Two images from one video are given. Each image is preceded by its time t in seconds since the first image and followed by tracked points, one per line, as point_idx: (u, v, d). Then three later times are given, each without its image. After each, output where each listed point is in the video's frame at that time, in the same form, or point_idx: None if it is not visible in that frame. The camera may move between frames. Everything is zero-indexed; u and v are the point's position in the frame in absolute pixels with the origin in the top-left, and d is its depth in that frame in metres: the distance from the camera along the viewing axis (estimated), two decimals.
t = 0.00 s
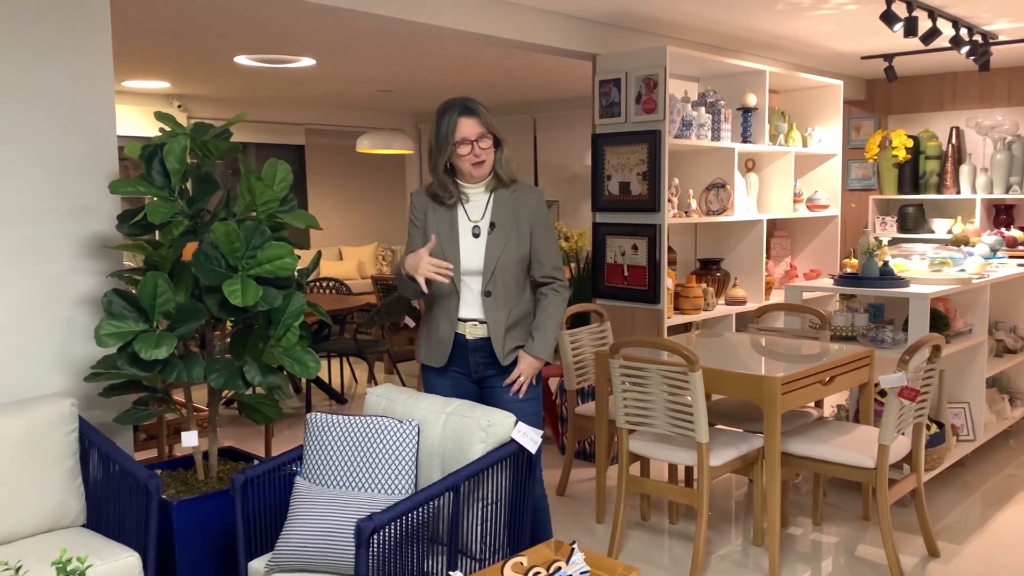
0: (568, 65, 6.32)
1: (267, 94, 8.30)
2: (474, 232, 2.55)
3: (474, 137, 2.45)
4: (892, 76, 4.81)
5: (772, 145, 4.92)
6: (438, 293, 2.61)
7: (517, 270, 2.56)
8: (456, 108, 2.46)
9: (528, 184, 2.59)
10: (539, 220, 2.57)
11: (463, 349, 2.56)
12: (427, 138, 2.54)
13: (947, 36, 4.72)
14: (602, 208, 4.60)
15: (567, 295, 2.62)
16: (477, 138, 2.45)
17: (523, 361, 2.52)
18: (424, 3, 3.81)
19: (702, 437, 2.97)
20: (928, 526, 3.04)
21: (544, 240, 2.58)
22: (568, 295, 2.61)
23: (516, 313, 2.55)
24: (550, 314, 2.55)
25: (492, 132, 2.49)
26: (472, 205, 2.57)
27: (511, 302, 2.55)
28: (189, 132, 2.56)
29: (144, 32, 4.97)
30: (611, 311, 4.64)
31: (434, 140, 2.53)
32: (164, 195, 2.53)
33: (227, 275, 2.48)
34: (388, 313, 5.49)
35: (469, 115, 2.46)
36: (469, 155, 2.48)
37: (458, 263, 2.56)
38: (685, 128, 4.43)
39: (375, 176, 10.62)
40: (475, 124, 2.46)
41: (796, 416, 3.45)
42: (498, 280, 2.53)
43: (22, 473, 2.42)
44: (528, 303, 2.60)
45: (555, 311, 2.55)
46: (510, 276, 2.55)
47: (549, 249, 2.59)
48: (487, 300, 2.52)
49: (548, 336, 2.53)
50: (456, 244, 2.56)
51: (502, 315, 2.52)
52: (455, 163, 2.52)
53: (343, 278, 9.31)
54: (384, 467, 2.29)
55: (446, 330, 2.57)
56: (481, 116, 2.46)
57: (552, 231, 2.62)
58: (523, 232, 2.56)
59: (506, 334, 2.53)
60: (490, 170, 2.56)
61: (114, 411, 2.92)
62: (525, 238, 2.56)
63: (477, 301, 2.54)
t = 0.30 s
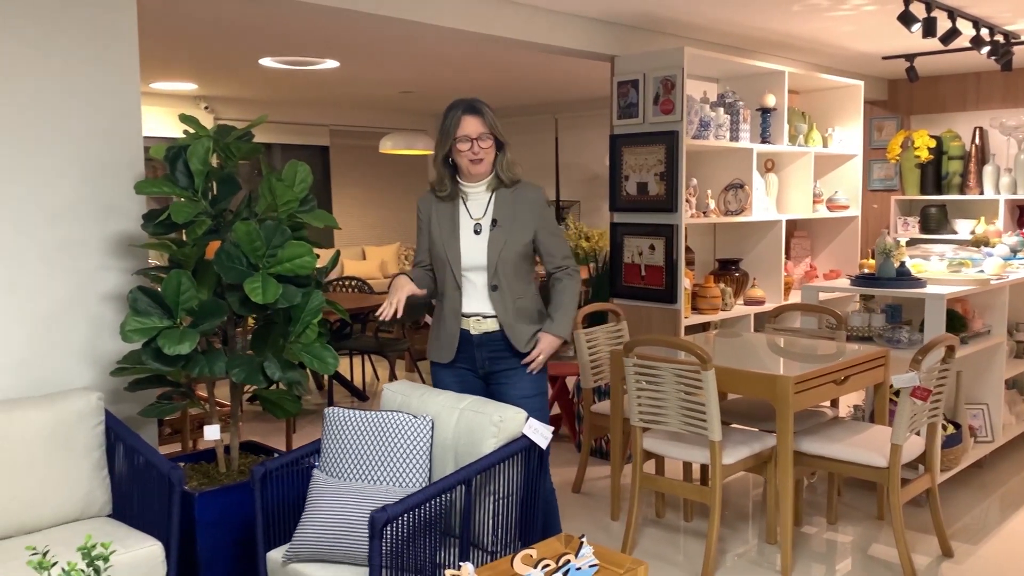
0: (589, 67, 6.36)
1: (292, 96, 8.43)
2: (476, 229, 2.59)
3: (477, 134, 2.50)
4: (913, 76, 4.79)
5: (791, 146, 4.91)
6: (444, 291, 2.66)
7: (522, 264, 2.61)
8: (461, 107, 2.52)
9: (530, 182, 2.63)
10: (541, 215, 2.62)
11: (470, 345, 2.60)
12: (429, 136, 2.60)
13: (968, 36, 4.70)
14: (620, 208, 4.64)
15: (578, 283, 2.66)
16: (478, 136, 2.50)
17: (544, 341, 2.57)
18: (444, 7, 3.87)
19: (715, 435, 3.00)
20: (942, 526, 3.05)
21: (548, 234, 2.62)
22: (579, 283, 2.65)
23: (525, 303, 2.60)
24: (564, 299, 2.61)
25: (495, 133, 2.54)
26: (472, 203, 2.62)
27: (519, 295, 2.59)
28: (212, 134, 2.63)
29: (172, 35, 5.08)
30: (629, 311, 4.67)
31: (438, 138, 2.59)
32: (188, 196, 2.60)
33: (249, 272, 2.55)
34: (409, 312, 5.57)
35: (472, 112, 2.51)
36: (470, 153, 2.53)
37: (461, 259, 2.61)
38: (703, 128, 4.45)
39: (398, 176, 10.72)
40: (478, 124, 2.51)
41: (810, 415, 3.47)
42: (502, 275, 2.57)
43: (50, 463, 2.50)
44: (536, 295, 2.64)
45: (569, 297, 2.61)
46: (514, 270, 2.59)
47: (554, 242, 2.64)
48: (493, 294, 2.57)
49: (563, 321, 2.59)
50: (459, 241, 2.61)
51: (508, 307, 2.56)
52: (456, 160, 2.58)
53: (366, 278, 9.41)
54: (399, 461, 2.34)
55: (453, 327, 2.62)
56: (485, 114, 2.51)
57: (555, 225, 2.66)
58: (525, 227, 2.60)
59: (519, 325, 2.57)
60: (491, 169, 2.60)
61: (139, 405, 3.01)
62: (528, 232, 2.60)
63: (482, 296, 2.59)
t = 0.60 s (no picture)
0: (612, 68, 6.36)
1: (318, 98, 8.52)
2: (490, 233, 2.62)
3: (490, 149, 2.54)
4: (940, 77, 4.74)
5: (816, 148, 4.87)
6: (461, 295, 2.68)
7: (539, 267, 2.63)
8: (475, 120, 2.55)
9: (545, 186, 2.65)
10: (556, 217, 2.64)
11: (487, 346, 2.63)
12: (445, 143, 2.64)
13: (996, 36, 4.64)
14: (641, 210, 4.64)
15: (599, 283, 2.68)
16: (491, 151, 2.54)
17: (574, 342, 2.59)
18: (467, 10, 3.90)
19: (734, 438, 3.00)
20: (964, 531, 3.03)
21: (564, 236, 2.64)
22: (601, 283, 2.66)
23: (543, 305, 2.62)
24: (588, 301, 2.63)
25: (508, 146, 2.57)
26: (486, 207, 2.64)
27: (537, 297, 2.62)
28: (236, 138, 2.68)
29: (201, 39, 5.16)
30: (650, 313, 4.67)
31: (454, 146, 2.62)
32: (212, 199, 2.65)
33: (271, 274, 2.60)
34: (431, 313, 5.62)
35: (486, 126, 2.54)
36: (483, 166, 2.57)
37: (476, 262, 2.63)
38: (725, 130, 4.43)
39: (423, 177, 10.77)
40: (492, 138, 2.54)
41: (831, 419, 3.46)
42: (519, 277, 2.60)
43: (77, 460, 2.57)
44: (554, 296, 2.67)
45: (594, 297, 2.63)
46: (531, 272, 2.61)
47: (571, 244, 2.66)
48: (512, 295, 2.59)
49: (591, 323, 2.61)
50: (475, 244, 2.63)
51: (527, 308, 2.59)
52: (470, 171, 2.62)
53: (390, 278, 9.47)
54: (417, 460, 2.37)
55: (470, 328, 2.65)
56: (499, 128, 2.53)
57: (570, 227, 2.68)
58: (540, 229, 2.61)
59: (540, 329, 2.59)
60: (506, 177, 2.63)
61: (164, 403, 3.07)
62: (544, 234, 2.62)
63: (499, 298, 2.62)
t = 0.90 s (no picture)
0: (634, 69, 6.39)
1: (341, 99, 8.63)
2: (514, 234, 2.66)
3: (514, 145, 2.57)
4: (964, 77, 4.72)
5: (837, 148, 4.86)
6: (485, 296, 2.73)
7: (561, 270, 2.66)
8: (499, 116, 2.57)
9: (568, 187, 2.68)
10: (578, 218, 2.67)
11: (510, 345, 2.68)
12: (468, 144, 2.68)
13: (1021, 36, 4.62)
14: (661, 210, 4.67)
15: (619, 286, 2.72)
16: (514, 147, 2.57)
17: (589, 351, 2.63)
18: (489, 11, 3.95)
19: (752, 436, 3.03)
20: (983, 531, 3.03)
21: (585, 238, 2.68)
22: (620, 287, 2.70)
23: (562, 308, 2.66)
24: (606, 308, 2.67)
25: (531, 145, 2.60)
26: (510, 208, 2.69)
27: (559, 299, 2.66)
28: (264, 140, 2.75)
29: (227, 42, 5.25)
30: (671, 313, 4.70)
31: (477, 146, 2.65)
32: (240, 199, 2.72)
33: (297, 273, 2.66)
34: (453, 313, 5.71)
35: (509, 124, 2.56)
36: (506, 163, 2.60)
37: (500, 262, 2.68)
38: (746, 131, 4.44)
39: (446, 178, 10.85)
40: (515, 135, 2.56)
41: (850, 418, 3.47)
42: (540, 278, 2.64)
43: (109, 453, 2.64)
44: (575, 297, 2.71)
45: (612, 302, 2.67)
46: (554, 274, 2.65)
47: (593, 246, 2.69)
48: (530, 297, 2.64)
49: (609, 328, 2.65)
50: (499, 245, 2.68)
51: (546, 312, 2.64)
52: (493, 169, 2.65)
53: (412, 277, 9.55)
54: (438, 455, 2.42)
55: (494, 328, 2.69)
56: (523, 126, 2.56)
57: (592, 228, 2.71)
58: (563, 230, 2.66)
59: (561, 333, 2.64)
60: (528, 178, 2.66)
61: (193, 398, 3.15)
62: (566, 235, 2.66)
63: (520, 298, 2.67)
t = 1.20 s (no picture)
0: (653, 70, 6.45)
1: (363, 101, 8.77)
2: (552, 229, 2.73)
3: (562, 129, 2.66)
4: (982, 77, 4.74)
5: (855, 149, 4.91)
6: (522, 290, 2.81)
7: (594, 267, 2.72)
8: (548, 107, 2.69)
9: (610, 188, 2.76)
10: (616, 217, 2.72)
11: (543, 344, 2.74)
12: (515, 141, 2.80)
13: None
14: (680, 210, 4.72)
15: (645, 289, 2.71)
16: (562, 132, 2.65)
17: (596, 344, 2.56)
18: (511, 15, 4.03)
19: (769, 431, 3.09)
20: (998, 526, 3.08)
21: (622, 238, 2.72)
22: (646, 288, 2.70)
23: (590, 306, 2.72)
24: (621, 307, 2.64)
25: (578, 134, 2.70)
26: (551, 203, 2.76)
27: (587, 296, 2.72)
28: (295, 142, 2.84)
29: (254, 45, 5.37)
30: (689, 311, 4.76)
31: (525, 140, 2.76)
32: (272, 199, 2.81)
33: (327, 270, 2.75)
34: (474, 312, 5.82)
35: (559, 112, 2.68)
36: (552, 146, 2.67)
37: (536, 258, 2.75)
38: (764, 131, 4.49)
39: (465, 178, 10.96)
40: (564, 121, 2.66)
41: (866, 415, 3.53)
42: (573, 274, 2.70)
43: (147, 443, 2.74)
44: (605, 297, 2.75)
45: (629, 303, 2.65)
46: (586, 271, 2.71)
47: (629, 246, 2.73)
48: (562, 292, 2.70)
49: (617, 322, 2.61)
50: (536, 241, 2.75)
51: (574, 308, 2.70)
52: (538, 157, 2.73)
53: (432, 277, 9.68)
54: (463, 447, 2.50)
55: (527, 324, 2.77)
56: (571, 115, 2.68)
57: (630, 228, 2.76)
58: (600, 228, 2.72)
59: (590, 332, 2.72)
60: (571, 173, 2.75)
61: (225, 392, 3.25)
62: (602, 233, 2.72)
63: (552, 294, 2.73)
